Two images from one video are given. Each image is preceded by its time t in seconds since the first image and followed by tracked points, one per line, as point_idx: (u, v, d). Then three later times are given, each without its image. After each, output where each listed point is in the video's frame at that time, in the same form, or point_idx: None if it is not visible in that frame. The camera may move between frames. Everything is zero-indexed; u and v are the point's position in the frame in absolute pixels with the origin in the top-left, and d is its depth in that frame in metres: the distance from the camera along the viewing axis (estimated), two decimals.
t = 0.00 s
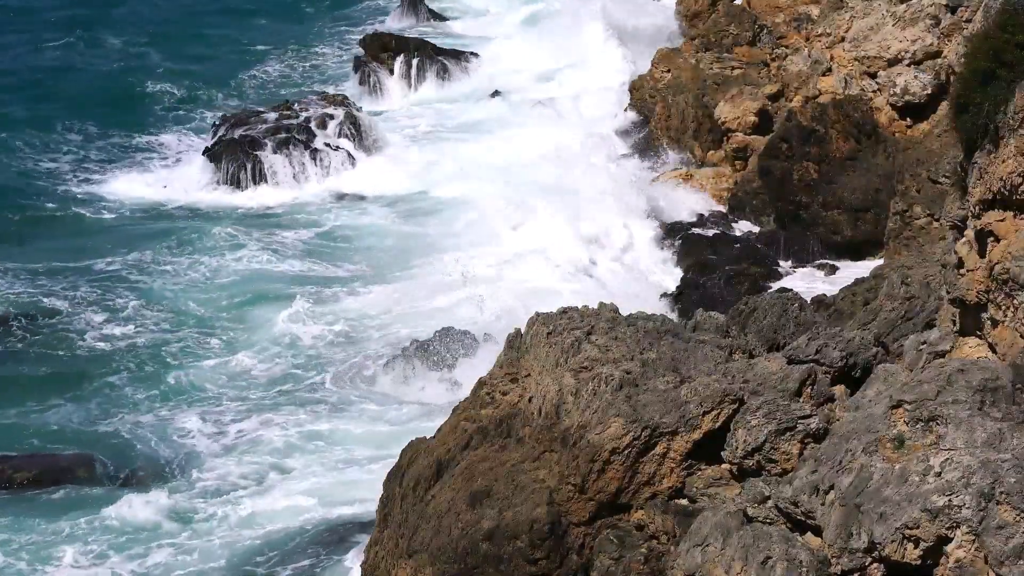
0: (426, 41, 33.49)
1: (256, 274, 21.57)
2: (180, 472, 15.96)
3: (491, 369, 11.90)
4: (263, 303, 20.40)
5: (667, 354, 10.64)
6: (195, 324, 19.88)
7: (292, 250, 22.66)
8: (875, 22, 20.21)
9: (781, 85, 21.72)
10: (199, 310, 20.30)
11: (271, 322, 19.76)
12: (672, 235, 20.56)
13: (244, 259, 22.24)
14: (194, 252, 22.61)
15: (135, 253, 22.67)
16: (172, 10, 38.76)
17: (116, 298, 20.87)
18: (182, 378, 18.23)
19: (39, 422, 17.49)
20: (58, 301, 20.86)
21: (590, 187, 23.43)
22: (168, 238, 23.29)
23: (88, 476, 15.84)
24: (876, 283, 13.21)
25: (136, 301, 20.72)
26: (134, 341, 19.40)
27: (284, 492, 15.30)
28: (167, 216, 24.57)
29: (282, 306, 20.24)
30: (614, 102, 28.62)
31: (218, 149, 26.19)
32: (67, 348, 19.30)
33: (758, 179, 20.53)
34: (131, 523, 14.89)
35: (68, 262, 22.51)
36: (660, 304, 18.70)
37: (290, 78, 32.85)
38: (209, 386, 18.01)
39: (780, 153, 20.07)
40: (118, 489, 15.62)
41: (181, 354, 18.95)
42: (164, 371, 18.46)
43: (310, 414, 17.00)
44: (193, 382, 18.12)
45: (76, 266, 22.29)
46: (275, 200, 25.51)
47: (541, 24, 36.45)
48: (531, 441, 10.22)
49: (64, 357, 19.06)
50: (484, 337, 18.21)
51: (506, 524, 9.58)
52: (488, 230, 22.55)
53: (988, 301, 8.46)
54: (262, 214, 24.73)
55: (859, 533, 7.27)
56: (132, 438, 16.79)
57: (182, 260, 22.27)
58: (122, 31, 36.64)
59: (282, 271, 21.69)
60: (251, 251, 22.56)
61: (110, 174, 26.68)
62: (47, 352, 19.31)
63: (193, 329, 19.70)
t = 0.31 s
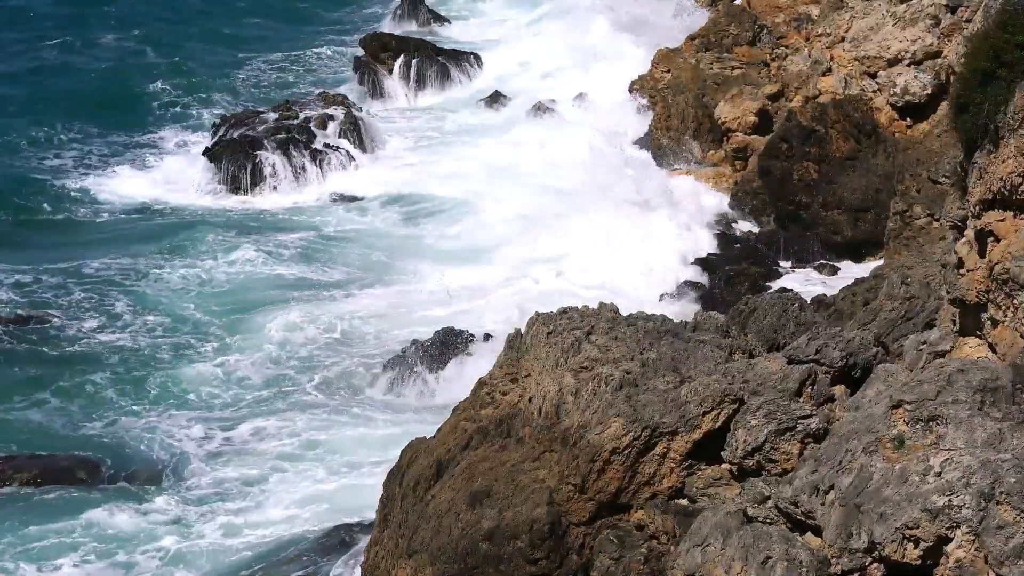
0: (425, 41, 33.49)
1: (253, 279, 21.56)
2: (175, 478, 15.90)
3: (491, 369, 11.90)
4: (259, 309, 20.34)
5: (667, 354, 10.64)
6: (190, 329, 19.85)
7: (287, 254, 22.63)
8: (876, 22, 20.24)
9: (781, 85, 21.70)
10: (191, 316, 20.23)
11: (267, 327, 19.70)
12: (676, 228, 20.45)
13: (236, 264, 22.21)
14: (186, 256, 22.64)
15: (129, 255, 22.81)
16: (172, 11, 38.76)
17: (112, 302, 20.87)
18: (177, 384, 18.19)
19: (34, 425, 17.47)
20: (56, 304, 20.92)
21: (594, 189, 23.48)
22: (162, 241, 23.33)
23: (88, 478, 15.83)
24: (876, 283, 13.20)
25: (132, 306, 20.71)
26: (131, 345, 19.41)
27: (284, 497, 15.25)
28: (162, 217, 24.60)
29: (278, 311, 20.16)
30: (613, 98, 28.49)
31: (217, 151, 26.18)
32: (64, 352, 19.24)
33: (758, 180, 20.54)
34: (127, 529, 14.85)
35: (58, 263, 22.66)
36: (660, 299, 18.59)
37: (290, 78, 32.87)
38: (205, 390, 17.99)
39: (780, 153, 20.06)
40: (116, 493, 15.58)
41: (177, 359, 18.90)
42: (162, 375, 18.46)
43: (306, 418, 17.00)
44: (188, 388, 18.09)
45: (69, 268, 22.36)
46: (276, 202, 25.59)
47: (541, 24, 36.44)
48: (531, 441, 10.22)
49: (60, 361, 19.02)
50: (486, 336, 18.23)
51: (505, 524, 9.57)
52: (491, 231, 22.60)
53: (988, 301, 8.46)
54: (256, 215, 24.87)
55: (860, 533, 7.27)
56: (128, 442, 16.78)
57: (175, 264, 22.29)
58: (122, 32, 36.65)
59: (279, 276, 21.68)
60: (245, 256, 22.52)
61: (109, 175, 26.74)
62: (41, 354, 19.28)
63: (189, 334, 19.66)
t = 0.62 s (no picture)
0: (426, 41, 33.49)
1: (251, 281, 21.60)
2: (172, 481, 15.92)
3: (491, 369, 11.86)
4: (256, 313, 20.35)
5: (667, 354, 10.65)
6: (189, 331, 19.90)
7: (285, 255, 22.64)
8: (876, 22, 20.27)
9: (781, 85, 21.75)
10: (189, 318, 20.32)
11: (264, 331, 19.73)
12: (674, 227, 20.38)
13: (232, 266, 22.23)
14: (182, 259, 22.71)
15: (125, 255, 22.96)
16: (171, 10, 38.77)
17: (110, 304, 20.92)
18: (175, 386, 18.22)
19: (37, 427, 17.51)
20: (54, 307, 20.97)
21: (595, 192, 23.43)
22: (158, 243, 23.42)
23: (88, 480, 15.89)
24: (876, 283, 13.19)
25: (130, 309, 20.75)
26: (130, 347, 19.46)
27: (284, 503, 15.25)
28: (159, 217, 24.65)
29: (275, 314, 20.23)
30: (615, 97, 28.39)
31: (217, 150, 26.19)
32: (63, 353, 19.30)
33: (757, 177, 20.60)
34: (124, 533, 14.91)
35: (54, 263, 22.79)
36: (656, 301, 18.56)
37: (289, 78, 32.88)
38: (205, 392, 18.03)
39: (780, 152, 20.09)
40: (114, 498, 15.59)
41: (174, 362, 18.93)
42: (161, 377, 18.48)
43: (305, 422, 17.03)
44: (186, 390, 18.10)
45: (64, 269, 22.47)
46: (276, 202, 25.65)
47: (541, 25, 36.43)
48: (531, 441, 10.22)
49: (58, 363, 19.05)
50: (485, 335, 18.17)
51: (505, 524, 9.57)
52: (490, 232, 22.58)
53: (988, 301, 8.46)
54: (252, 213, 25.02)
55: (860, 532, 7.27)
56: (126, 444, 16.82)
57: (172, 266, 22.37)
58: (121, 32, 36.67)
59: (277, 278, 21.72)
60: (240, 260, 22.52)
61: (108, 174, 26.81)
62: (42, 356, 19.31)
63: (186, 337, 19.70)
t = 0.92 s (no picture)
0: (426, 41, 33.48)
1: (249, 284, 21.55)
2: (169, 484, 15.95)
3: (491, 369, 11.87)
4: (255, 314, 20.40)
5: (667, 354, 10.65)
6: (187, 334, 19.90)
7: (284, 257, 22.64)
8: (876, 22, 20.01)
9: (781, 85, 21.69)
10: (186, 324, 20.26)
11: (262, 333, 19.72)
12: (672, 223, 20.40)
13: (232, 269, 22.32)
14: (180, 262, 22.78)
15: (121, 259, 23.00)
16: (170, 9, 38.78)
17: (109, 306, 21.00)
18: (174, 388, 18.30)
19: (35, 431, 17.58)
20: (54, 310, 21.10)
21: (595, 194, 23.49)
22: (152, 247, 23.43)
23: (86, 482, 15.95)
24: (876, 283, 13.19)
25: (128, 312, 20.79)
26: (128, 350, 19.48)
27: (283, 510, 15.27)
28: (155, 218, 24.66)
29: (269, 321, 20.07)
30: (615, 100, 28.33)
31: (214, 150, 26.21)
32: (63, 357, 19.44)
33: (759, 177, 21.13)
34: (123, 539, 15.02)
35: (49, 266, 22.89)
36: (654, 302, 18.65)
37: (289, 78, 32.91)
38: (204, 393, 18.10)
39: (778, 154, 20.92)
40: (110, 501, 15.67)
41: (173, 364, 18.98)
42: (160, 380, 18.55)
43: (304, 425, 17.03)
44: (186, 393, 18.15)
45: (59, 274, 22.54)
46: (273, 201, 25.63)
47: (541, 26, 36.41)
48: (530, 441, 10.22)
49: (58, 367, 19.15)
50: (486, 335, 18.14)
51: (505, 525, 9.56)
52: (490, 235, 22.60)
53: (988, 301, 8.47)
54: (247, 214, 24.93)
55: (860, 533, 7.27)
56: (124, 447, 16.86)
57: (166, 271, 22.28)
58: (121, 32, 36.69)
59: (275, 278, 21.80)
60: (235, 267, 22.38)
61: (106, 176, 26.76)
62: (41, 360, 19.42)
63: (184, 339, 19.73)
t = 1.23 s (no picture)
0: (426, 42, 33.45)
1: (244, 283, 21.65)
2: (164, 484, 15.96)
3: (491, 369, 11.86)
4: (254, 315, 20.44)
5: (667, 354, 10.65)
6: (186, 334, 19.94)
7: (284, 258, 22.70)
8: (876, 22, 19.95)
9: (782, 85, 21.92)
10: (179, 325, 20.26)
11: (260, 334, 19.75)
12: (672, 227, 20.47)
13: (230, 269, 22.35)
14: (178, 261, 22.81)
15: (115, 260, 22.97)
16: (170, 8, 38.77)
17: (108, 306, 21.04)
18: (173, 388, 18.33)
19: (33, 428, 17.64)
20: (53, 307, 21.11)
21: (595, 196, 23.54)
22: (147, 247, 23.44)
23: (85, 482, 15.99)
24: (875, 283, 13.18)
25: (125, 313, 20.81)
26: (123, 351, 19.54)
27: (277, 509, 15.30)
28: (149, 217, 24.64)
29: (247, 322, 20.21)
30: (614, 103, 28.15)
31: (215, 150, 26.26)
32: (61, 357, 19.47)
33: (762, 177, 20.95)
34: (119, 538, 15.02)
35: (45, 264, 22.91)
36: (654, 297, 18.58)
37: (289, 78, 32.92)
38: (203, 393, 18.12)
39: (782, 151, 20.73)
40: (102, 500, 15.67)
41: (172, 364, 19.01)
42: (158, 380, 18.57)
43: (300, 428, 17.04)
44: (183, 393, 18.16)
45: (54, 273, 22.55)
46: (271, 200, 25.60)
47: (542, 27, 36.36)
48: (530, 441, 10.21)
49: (57, 366, 19.18)
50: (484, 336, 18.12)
51: (505, 525, 9.56)
52: (490, 236, 22.62)
53: (988, 301, 8.47)
54: (244, 215, 24.90)
55: (860, 533, 7.27)
56: (123, 448, 16.91)
57: (158, 274, 22.27)
58: (120, 30, 36.68)
59: (273, 277, 21.88)
60: (226, 270, 22.32)
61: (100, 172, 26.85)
62: (37, 360, 19.47)
63: (183, 339, 19.77)
